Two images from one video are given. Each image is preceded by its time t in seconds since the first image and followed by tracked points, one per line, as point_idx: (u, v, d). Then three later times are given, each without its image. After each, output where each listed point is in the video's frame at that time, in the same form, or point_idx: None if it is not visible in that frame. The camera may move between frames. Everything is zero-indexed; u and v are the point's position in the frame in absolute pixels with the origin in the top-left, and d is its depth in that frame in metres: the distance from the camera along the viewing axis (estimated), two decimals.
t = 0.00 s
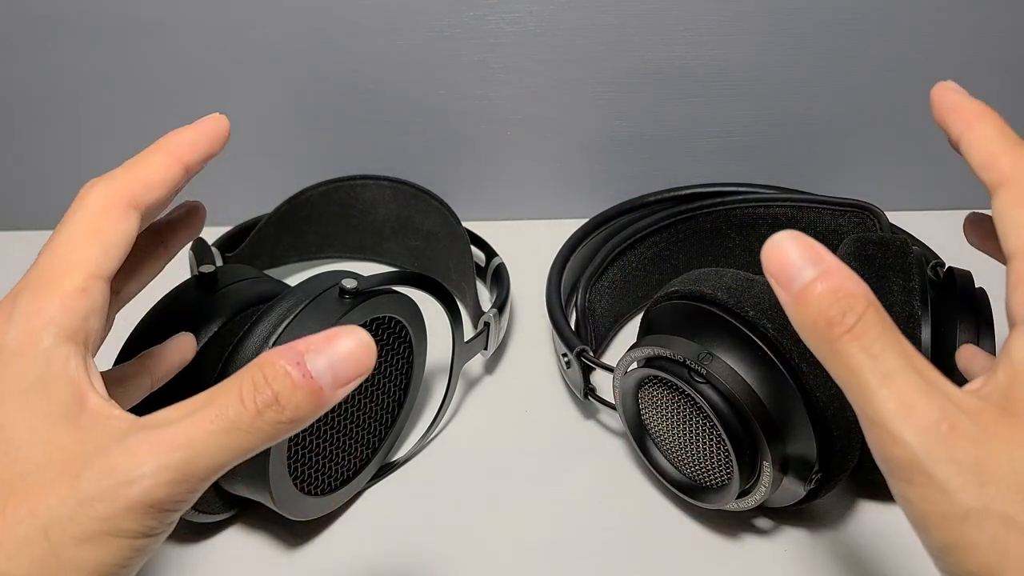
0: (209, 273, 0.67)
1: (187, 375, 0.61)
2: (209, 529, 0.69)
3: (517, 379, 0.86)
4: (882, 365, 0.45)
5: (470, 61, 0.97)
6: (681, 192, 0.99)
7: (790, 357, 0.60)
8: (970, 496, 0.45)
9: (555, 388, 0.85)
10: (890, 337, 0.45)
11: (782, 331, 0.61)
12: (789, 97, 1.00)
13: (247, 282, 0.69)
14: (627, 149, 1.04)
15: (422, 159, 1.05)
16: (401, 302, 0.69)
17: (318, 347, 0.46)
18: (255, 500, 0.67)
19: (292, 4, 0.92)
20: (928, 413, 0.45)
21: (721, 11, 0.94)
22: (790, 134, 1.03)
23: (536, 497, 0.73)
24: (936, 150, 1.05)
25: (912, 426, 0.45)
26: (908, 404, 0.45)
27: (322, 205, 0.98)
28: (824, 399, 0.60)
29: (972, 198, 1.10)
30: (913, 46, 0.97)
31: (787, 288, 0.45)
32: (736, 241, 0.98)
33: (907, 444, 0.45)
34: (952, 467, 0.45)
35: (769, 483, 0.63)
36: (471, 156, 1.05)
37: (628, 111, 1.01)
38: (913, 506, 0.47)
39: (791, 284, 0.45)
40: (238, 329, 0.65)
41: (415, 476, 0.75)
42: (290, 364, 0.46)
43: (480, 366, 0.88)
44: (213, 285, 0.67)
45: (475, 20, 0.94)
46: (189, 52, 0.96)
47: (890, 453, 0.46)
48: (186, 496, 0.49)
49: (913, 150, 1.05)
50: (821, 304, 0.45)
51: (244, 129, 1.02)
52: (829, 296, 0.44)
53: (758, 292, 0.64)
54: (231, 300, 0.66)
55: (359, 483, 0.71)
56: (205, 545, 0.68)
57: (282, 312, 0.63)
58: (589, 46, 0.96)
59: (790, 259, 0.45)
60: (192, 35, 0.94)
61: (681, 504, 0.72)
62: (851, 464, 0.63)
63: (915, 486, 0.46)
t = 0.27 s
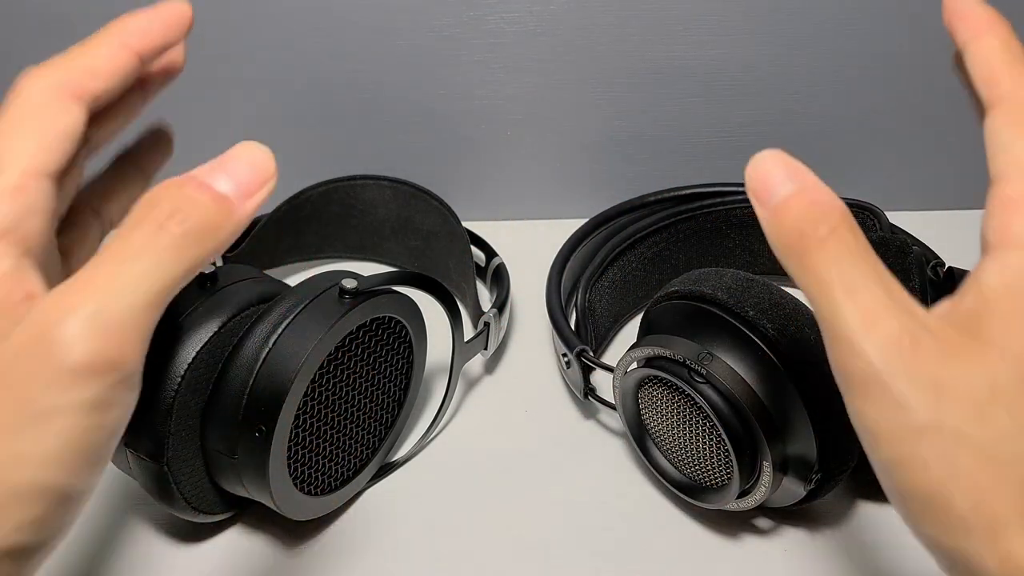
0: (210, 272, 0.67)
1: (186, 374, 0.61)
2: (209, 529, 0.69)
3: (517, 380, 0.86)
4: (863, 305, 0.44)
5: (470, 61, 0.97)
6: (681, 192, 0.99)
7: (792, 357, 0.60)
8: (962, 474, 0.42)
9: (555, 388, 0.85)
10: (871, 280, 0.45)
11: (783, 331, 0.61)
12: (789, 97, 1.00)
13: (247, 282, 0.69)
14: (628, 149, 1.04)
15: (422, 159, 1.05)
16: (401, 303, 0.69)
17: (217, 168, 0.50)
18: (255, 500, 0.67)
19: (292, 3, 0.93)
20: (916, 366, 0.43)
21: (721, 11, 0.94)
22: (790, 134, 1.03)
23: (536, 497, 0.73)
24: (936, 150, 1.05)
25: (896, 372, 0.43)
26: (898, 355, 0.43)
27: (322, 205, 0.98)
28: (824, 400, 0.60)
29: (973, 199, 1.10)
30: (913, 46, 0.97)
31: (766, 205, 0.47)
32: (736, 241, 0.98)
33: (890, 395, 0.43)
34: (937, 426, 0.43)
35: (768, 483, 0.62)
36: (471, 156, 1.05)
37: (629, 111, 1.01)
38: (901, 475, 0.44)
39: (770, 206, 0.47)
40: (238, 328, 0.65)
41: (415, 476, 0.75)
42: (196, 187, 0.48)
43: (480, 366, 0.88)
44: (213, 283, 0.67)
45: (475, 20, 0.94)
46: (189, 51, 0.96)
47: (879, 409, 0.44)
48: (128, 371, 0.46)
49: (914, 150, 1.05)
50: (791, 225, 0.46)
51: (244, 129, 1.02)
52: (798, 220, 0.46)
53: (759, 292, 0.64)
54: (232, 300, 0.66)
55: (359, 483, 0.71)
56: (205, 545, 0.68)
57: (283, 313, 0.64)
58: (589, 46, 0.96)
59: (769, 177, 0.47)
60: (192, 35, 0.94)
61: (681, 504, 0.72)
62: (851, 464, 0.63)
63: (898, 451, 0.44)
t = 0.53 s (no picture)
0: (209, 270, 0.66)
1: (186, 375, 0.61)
2: (208, 529, 0.69)
3: (517, 380, 0.86)
4: (826, 283, 0.49)
5: (470, 61, 0.97)
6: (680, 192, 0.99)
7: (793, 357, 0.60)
8: (936, 428, 0.47)
9: (555, 388, 0.85)
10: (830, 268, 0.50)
11: (783, 331, 0.61)
12: (789, 97, 1.00)
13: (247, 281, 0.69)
14: (627, 149, 1.04)
15: (422, 159, 1.05)
16: (401, 303, 0.69)
17: (262, 223, 0.54)
18: (255, 500, 0.67)
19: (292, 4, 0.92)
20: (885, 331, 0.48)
21: (721, 11, 0.94)
22: (789, 134, 1.03)
23: (536, 497, 0.73)
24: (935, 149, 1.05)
25: (869, 333, 0.48)
26: (869, 321, 0.48)
27: (322, 205, 0.97)
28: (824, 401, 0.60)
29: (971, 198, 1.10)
30: (913, 46, 0.97)
31: (722, 219, 0.53)
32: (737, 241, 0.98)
33: (865, 356, 0.47)
34: (912, 379, 0.47)
35: (769, 483, 0.63)
36: (470, 155, 1.05)
37: (628, 111, 1.01)
38: (880, 428, 0.48)
39: (728, 213, 0.53)
40: (238, 328, 0.65)
41: (415, 476, 0.75)
42: (245, 238, 0.52)
43: (480, 366, 0.88)
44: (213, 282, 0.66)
45: (475, 20, 0.94)
46: (188, 51, 0.96)
47: (855, 372, 0.48)
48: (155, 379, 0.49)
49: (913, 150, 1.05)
50: (749, 222, 0.51)
51: (244, 128, 1.02)
52: (757, 218, 0.51)
53: (758, 292, 0.64)
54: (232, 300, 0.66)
55: (359, 483, 0.71)
56: (205, 546, 0.68)
57: (283, 313, 0.64)
58: (589, 46, 0.96)
59: (726, 193, 0.53)
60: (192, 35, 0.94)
61: (681, 504, 0.72)
62: (851, 464, 0.63)
63: (878, 404, 0.48)
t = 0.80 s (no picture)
0: (210, 271, 0.67)
1: (186, 375, 0.61)
2: (208, 530, 0.69)
3: (517, 380, 0.86)
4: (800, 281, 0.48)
5: (470, 61, 0.97)
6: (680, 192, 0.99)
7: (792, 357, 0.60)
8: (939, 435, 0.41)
9: (555, 388, 0.85)
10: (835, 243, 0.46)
11: (782, 330, 0.61)
12: (789, 97, 1.00)
13: (247, 281, 0.69)
14: (628, 150, 1.04)
15: (421, 160, 1.05)
16: (401, 302, 0.69)
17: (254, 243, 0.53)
18: (255, 500, 0.67)
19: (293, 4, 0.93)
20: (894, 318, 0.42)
21: (720, 11, 0.94)
22: (789, 134, 1.03)
23: (535, 497, 0.73)
24: (936, 150, 1.05)
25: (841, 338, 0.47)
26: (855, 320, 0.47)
27: (322, 205, 0.98)
28: (824, 399, 0.60)
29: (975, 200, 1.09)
30: (911, 46, 0.97)
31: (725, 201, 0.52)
32: (736, 241, 0.98)
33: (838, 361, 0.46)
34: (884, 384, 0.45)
35: (768, 483, 0.63)
36: (471, 156, 1.04)
37: (628, 112, 1.01)
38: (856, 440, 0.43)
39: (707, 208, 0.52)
40: (238, 327, 0.65)
41: (415, 476, 0.75)
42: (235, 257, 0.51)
43: (480, 366, 0.88)
44: (213, 283, 0.67)
45: (475, 20, 0.94)
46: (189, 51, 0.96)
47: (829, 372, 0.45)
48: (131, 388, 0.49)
49: (914, 151, 1.05)
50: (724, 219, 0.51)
51: (244, 128, 1.02)
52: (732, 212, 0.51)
53: (758, 292, 0.64)
54: (232, 300, 0.66)
55: (359, 484, 0.71)
56: (205, 547, 0.68)
57: (283, 312, 0.64)
58: (588, 46, 0.96)
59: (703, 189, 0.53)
60: (193, 35, 0.95)
61: (681, 504, 0.72)
62: (851, 463, 0.63)
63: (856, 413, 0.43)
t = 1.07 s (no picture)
0: (210, 272, 0.67)
1: (186, 375, 0.61)
2: (209, 530, 0.69)
3: (517, 380, 0.86)
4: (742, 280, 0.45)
5: (470, 61, 0.97)
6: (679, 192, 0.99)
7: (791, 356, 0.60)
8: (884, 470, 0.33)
9: (555, 388, 0.85)
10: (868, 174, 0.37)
11: (782, 330, 0.61)
12: (789, 97, 1.00)
13: (248, 281, 0.69)
14: (628, 149, 1.04)
15: (421, 160, 1.04)
16: (401, 302, 0.69)
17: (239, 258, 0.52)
18: (255, 500, 0.67)
19: (293, 4, 0.93)
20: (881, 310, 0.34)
21: (720, 11, 0.94)
22: (789, 134, 1.03)
23: (535, 497, 0.73)
24: (937, 150, 1.05)
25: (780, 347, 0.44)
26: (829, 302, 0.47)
27: (323, 205, 0.98)
28: (824, 399, 0.60)
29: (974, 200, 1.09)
30: (911, 46, 0.97)
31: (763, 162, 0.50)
32: (736, 241, 0.98)
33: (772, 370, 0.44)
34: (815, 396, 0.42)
35: (768, 483, 0.63)
36: (471, 156, 1.04)
37: (628, 111, 1.01)
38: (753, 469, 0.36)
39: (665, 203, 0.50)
40: (238, 328, 0.65)
41: (415, 476, 0.75)
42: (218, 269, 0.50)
43: (480, 366, 0.88)
44: (213, 283, 0.67)
45: (475, 20, 0.94)
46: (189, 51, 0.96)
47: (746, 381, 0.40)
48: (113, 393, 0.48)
49: (914, 150, 1.05)
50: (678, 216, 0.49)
51: (244, 128, 1.02)
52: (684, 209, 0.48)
53: (758, 292, 0.64)
54: (232, 300, 0.66)
55: (359, 483, 0.71)
56: (205, 546, 0.68)
57: (283, 312, 0.64)
58: (588, 46, 0.96)
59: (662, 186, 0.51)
60: (193, 35, 0.95)
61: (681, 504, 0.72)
62: (851, 463, 0.63)
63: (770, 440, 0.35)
